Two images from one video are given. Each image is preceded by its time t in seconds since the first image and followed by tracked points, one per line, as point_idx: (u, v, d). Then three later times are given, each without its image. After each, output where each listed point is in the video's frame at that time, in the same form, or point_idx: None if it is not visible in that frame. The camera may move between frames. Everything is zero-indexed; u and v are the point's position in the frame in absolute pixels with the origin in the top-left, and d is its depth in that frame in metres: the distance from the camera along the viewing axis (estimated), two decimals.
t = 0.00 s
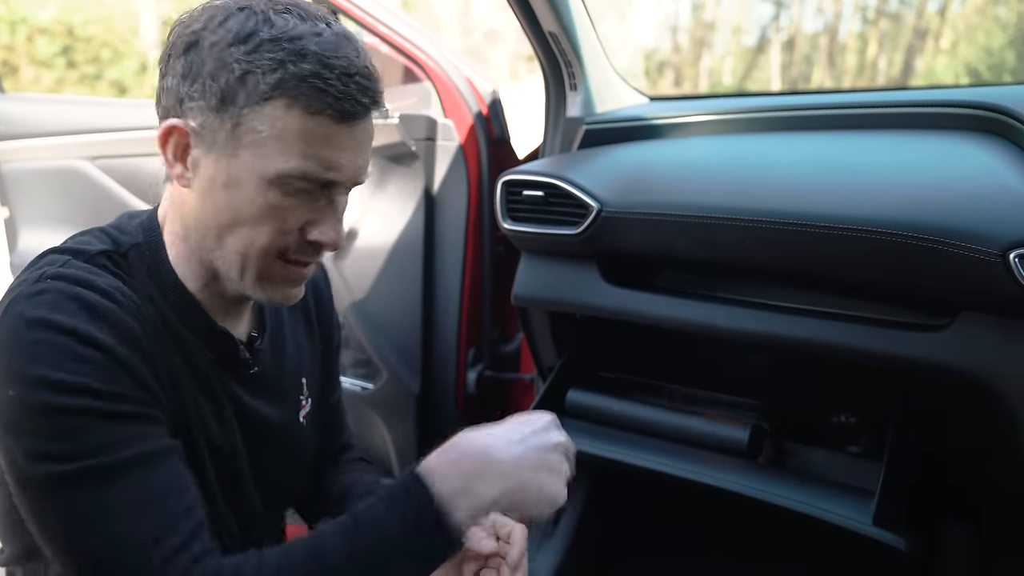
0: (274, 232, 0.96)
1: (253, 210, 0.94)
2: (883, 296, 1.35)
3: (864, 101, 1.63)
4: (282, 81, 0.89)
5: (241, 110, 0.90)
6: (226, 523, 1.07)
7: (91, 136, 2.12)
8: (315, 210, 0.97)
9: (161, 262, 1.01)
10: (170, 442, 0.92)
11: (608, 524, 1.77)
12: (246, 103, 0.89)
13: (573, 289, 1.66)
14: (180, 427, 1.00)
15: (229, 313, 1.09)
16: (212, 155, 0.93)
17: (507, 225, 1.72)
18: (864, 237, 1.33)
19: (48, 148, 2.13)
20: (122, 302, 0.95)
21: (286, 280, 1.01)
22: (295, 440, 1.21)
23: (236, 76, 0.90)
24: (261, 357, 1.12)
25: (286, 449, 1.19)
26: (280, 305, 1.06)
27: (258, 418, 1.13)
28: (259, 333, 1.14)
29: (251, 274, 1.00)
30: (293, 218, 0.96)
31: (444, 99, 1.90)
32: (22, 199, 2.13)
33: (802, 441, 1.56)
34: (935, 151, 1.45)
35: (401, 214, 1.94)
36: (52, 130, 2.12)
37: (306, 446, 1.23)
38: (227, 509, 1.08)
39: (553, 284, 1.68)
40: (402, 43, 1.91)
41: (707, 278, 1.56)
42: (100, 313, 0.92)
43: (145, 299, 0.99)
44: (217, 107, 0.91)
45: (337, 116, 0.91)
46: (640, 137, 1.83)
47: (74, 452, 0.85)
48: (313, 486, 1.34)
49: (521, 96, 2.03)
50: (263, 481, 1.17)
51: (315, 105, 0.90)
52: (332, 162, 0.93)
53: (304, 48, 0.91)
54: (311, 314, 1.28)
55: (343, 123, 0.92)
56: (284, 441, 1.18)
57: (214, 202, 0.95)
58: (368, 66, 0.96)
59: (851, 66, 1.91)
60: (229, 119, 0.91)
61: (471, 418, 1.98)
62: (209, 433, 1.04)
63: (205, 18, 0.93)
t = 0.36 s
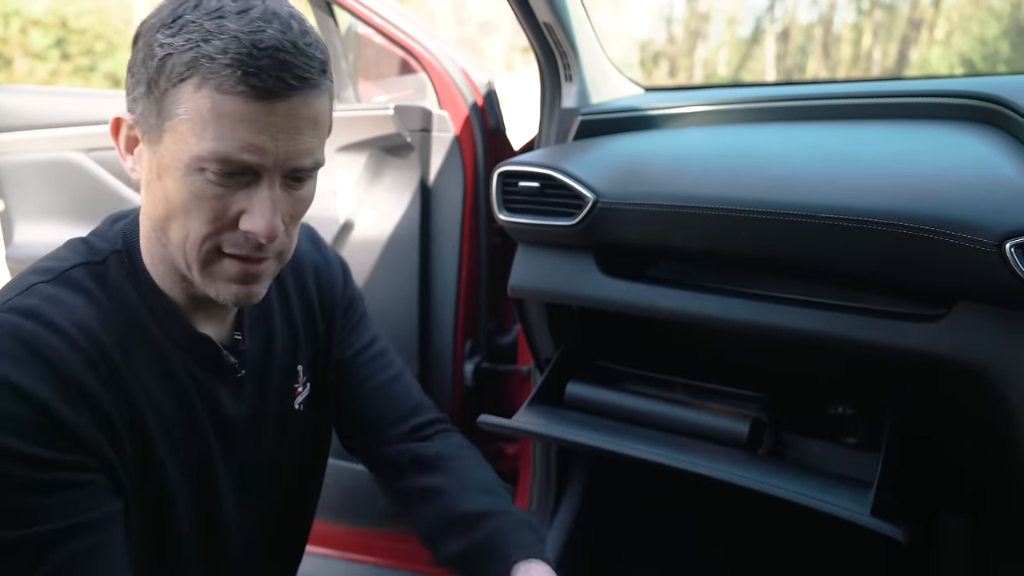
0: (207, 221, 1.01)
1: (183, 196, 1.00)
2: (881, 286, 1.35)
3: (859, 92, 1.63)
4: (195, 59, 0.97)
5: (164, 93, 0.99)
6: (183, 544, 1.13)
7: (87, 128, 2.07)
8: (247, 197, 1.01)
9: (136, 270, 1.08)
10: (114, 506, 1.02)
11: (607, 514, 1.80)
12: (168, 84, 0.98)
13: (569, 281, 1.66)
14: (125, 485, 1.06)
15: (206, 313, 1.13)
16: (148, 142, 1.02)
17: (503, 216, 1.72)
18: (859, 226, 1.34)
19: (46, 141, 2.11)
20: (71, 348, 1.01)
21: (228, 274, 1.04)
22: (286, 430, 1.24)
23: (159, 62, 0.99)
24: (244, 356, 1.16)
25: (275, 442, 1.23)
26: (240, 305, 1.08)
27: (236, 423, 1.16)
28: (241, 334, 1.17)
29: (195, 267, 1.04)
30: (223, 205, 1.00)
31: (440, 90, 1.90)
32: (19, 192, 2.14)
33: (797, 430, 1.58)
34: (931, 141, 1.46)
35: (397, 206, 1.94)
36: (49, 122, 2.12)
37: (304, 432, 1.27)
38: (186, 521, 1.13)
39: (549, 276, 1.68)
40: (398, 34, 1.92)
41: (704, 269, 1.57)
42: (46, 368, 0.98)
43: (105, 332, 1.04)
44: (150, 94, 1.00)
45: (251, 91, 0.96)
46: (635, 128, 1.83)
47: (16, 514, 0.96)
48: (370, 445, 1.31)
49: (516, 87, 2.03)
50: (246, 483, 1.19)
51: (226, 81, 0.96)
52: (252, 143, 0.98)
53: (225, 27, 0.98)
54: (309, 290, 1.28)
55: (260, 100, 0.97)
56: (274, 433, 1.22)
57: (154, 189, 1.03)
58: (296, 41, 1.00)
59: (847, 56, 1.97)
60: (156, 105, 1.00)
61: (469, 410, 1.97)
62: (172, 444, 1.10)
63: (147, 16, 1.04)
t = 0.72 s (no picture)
0: (150, 235, 0.96)
1: (119, 212, 0.95)
2: (885, 290, 1.35)
3: (861, 95, 1.63)
4: (106, 60, 0.92)
5: (83, 102, 0.94)
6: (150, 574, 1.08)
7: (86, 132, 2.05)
8: (187, 203, 0.95)
9: (91, 288, 1.04)
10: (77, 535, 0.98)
11: (611, 518, 1.80)
12: (84, 92, 0.93)
13: (572, 286, 1.66)
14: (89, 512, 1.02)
15: (169, 333, 1.08)
16: (76, 157, 0.97)
17: (505, 220, 1.72)
18: (862, 230, 1.34)
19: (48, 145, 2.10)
20: (21, 380, 0.97)
21: (180, 289, 0.99)
22: (266, 450, 1.19)
23: (72, 70, 0.94)
24: (212, 376, 1.10)
25: (251, 463, 1.17)
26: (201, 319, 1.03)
27: (206, 448, 1.11)
28: (206, 354, 1.12)
29: (145, 284, 0.99)
30: (164, 215, 0.95)
31: (442, 95, 1.90)
32: (22, 198, 2.13)
33: (800, 435, 1.58)
34: (934, 144, 1.45)
35: (399, 210, 1.94)
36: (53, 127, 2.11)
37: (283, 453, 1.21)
38: (153, 550, 1.08)
39: (552, 281, 1.68)
40: (399, 39, 1.92)
41: (707, 272, 1.56)
42: None
43: (57, 358, 1.00)
44: (71, 108, 0.96)
45: (168, 87, 0.91)
46: (637, 132, 1.83)
47: None
48: (348, 470, 1.24)
49: (518, 91, 2.04)
50: (221, 506, 1.14)
51: (141, 81, 0.90)
52: (179, 145, 0.92)
53: (134, 21, 0.92)
54: (285, 298, 1.23)
55: (180, 97, 0.91)
56: (253, 453, 1.17)
57: (89, 207, 0.98)
58: (214, 26, 0.94)
59: (849, 59, 1.89)
60: (78, 117, 0.95)
61: (471, 415, 1.97)
62: (132, 470, 1.05)
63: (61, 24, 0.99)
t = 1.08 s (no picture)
0: (166, 237, 0.98)
1: (134, 217, 0.98)
2: (892, 306, 1.35)
3: (863, 110, 1.63)
4: (107, 67, 0.96)
5: (90, 114, 0.97)
6: None
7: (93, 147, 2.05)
8: (199, 200, 0.99)
9: (107, 310, 1.04)
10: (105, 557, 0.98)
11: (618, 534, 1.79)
12: (91, 104, 0.97)
13: (579, 300, 1.66)
14: (113, 533, 1.01)
15: (188, 352, 1.08)
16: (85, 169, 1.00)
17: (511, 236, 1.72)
18: (868, 246, 1.33)
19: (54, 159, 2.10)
20: (40, 406, 0.96)
21: (200, 291, 1.01)
22: (282, 470, 1.19)
23: (75, 84, 0.98)
24: (230, 397, 1.11)
25: (268, 484, 1.17)
26: (222, 324, 1.04)
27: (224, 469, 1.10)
28: (224, 374, 1.12)
29: (165, 291, 1.00)
30: (179, 213, 0.98)
31: (448, 111, 1.92)
32: (29, 214, 2.14)
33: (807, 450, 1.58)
34: (939, 159, 1.46)
35: (405, 226, 1.94)
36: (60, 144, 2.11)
37: (296, 476, 1.21)
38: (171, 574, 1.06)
39: (558, 296, 1.69)
40: (404, 54, 1.93)
41: (714, 288, 1.56)
42: (13, 433, 0.94)
43: (77, 384, 0.99)
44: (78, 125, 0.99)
45: (169, 83, 0.95)
46: (643, 147, 1.84)
47: None
48: (370, 488, 1.26)
49: (524, 106, 2.04)
50: (238, 526, 1.13)
51: (142, 81, 0.95)
52: (184, 140, 0.96)
53: (130, 27, 0.97)
54: (308, 325, 1.24)
55: (181, 92, 0.95)
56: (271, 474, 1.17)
57: (101, 218, 1.01)
58: (207, 24, 0.99)
59: (853, 70, 1.89)
60: (85, 131, 0.99)
61: (478, 430, 1.98)
62: (150, 492, 1.04)
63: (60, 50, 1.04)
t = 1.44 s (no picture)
0: (162, 256, 0.91)
1: (128, 238, 0.92)
2: (890, 316, 1.35)
3: (862, 121, 1.64)
4: (102, 86, 0.91)
5: (89, 133, 0.92)
6: None
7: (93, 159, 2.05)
8: (193, 219, 0.91)
9: (116, 323, 1.00)
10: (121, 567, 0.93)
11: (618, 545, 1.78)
12: (89, 124, 0.92)
13: (580, 311, 1.66)
14: (125, 544, 0.97)
15: (197, 363, 1.03)
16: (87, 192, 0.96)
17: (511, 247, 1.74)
18: (866, 256, 1.34)
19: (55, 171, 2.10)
20: (57, 417, 0.93)
21: (197, 309, 0.94)
22: (289, 488, 1.15)
23: (75, 104, 0.94)
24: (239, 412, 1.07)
25: (276, 502, 1.13)
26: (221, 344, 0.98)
27: (229, 485, 1.05)
28: (233, 386, 1.09)
29: (163, 308, 0.94)
30: (174, 233, 0.90)
31: (448, 121, 1.93)
32: (31, 224, 2.14)
33: (806, 461, 1.57)
34: (937, 169, 1.46)
35: (406, 236, 1.94)
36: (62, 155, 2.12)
37: (304, 494, 1.18)
38: None
39: (558, 306, 1.69)
40: (405, 66, 1.96)
41: (713, 299, 1.56)
42: (30, 442, 0.90)
43: (93, 394, 0.96)
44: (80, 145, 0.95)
45: (159, 101, 0.89)
46: (642, 157, 1.84)
47: None
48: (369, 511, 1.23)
49: (524, 116, 2.05)
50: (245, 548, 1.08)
51: (135, 99, 0.89)
52: (176, 156, 0.89)
53: (126, 47, 0.92)
54: (318, 346, 1.23)
55: (172, 108, 0.89)
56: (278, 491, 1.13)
57: (102, 240, 0.96)
58: (200, 41, 0.94)
59: (853, 82, 1.91)
60: (85, 150, 0.94)
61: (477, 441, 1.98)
62: (158, 509, 1.00)
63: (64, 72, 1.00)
